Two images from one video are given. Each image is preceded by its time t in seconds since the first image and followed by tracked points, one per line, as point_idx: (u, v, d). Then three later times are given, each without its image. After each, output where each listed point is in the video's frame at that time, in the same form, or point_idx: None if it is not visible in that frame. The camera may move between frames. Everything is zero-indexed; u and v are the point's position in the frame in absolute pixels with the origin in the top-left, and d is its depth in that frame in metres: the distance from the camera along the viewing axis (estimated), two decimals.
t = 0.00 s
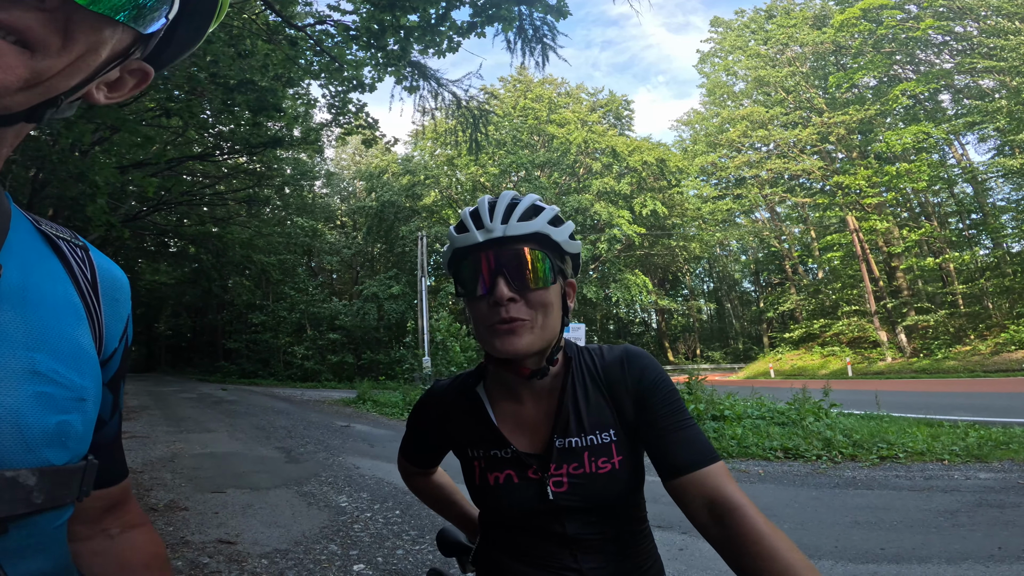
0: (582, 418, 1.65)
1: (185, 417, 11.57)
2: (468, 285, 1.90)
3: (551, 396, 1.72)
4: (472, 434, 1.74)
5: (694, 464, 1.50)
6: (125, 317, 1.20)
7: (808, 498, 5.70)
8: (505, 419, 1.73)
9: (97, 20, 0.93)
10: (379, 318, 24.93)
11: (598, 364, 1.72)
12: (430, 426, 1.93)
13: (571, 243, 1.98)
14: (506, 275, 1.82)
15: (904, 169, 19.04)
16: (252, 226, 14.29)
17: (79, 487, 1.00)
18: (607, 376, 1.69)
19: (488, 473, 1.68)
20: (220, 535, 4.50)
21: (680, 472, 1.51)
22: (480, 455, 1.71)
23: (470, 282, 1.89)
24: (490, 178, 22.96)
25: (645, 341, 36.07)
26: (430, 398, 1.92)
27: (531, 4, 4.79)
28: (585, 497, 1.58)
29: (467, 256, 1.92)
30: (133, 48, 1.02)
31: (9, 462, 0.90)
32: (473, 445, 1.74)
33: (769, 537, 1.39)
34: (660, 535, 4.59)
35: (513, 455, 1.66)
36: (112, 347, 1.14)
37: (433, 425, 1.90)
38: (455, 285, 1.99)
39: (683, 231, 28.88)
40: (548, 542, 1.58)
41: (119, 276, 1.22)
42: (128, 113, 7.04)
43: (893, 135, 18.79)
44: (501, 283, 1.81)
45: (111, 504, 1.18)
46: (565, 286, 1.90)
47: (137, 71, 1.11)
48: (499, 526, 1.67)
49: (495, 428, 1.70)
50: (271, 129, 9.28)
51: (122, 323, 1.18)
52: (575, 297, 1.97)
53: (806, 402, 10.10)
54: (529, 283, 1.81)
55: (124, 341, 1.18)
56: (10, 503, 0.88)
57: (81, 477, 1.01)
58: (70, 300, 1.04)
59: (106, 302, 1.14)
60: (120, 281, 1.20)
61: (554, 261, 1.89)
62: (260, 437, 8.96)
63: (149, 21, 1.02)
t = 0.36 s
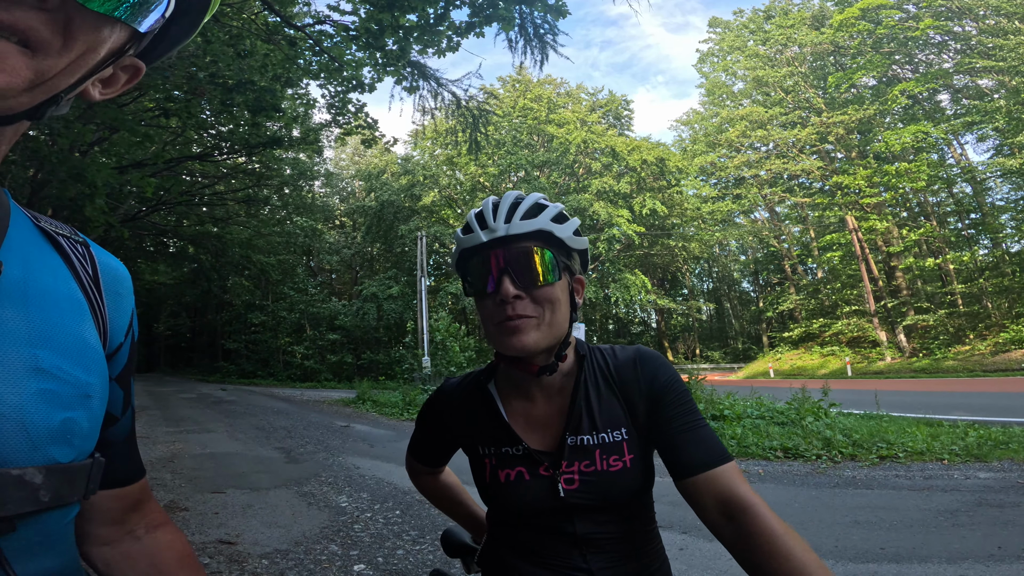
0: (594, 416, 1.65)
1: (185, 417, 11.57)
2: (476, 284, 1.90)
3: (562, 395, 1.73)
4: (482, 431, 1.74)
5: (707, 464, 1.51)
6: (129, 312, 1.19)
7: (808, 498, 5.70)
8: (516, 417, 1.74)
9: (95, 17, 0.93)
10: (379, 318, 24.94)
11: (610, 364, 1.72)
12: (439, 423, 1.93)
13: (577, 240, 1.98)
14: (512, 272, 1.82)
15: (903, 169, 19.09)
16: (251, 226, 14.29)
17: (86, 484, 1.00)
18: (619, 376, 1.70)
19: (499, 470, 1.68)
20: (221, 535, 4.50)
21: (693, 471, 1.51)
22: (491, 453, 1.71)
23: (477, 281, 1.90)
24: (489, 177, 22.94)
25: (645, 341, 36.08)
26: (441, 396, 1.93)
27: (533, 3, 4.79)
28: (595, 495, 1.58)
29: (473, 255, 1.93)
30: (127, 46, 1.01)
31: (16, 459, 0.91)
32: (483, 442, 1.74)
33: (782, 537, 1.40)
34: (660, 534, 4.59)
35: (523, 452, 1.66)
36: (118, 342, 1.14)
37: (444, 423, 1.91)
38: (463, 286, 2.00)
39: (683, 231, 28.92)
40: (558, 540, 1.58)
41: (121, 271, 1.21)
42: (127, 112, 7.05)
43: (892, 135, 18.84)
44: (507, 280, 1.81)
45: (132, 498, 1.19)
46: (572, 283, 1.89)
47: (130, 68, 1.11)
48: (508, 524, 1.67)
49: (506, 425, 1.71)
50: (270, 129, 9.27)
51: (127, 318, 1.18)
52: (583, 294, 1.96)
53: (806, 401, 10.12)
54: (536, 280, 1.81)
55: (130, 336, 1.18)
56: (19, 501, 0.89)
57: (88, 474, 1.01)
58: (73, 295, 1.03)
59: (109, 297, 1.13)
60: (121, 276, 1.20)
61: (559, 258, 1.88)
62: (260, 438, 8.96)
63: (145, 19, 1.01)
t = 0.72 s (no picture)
0: (594, 413, 1.65)
1: (185, 417, 11.56)
2: (479, 276, 1.90)
3: (562, 391, 1.73)
4: (483, 429, 1.74)
5: (709, 459, 1.51)
6: (128, 308, 1.18)
7: (809, 498, 5.70)
8: (516, 416, 1.73)
9: (105, 25, 0.99)
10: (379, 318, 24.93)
11: (609, 359, 1.72)
12: (438, 421, 1.92)
13: (581, 233, 1.97)
14: (514, 264, 1.83)
15: (903, 168, 19.10)
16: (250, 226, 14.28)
17: (86, 480, 1.00)
18: (619, 372, 1.69)
19: (500, 469, 1.67)
20: (221, 536, 4.50)
21: (695, 467, 1.51)
22: (491, 451, 1.70)
23: (479, 273, 1.90)
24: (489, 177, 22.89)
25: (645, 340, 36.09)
26: (441, 393, 1.91)
27: None
28: (595, 493, 1.58)
29: (476, 247, 1.93)
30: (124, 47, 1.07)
31: (18, 455, 0.90)
32: (483, 440, 1.73)
33: (784, 529, 1.41)
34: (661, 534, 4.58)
35: (524, 451, 1.65)
36: (116, 338, 1.13)
37: (443, 419, 1.89)
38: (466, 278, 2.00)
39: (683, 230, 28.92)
40: (558, 539, 1.57)
41: (118, 267, 1.20)
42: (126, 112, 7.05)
43: (892, 134, 18.84)
44: (509, 272, 1.81)
45: (127, 492, 1.18)
46: (574, 276, 1.88)
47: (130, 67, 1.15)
48: (510, 523, 1.66)
49: (506, 423, 1.70)
50: (270, 129, 9.26)
51: (126, 314, 1.17)
52: (586, 288, 1.96)
53: (805, 401, 10.12)
54: (538, 272, 1.81)
55: (128, 333, 1.17)
56: (17, 498, 0.87)
57: (88, 470, 1.00)
58: (73, 291, 1.03)
59: (108, 292, 1.13)
60: (120, 272, 1.19)
61: (562, 250, 1.88)
62: (260, 438, 8.95)
63: (146, 21, 1.08)
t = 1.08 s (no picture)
0: (586, 412, 1.64)
1: (185, 417, 11.56)
2: (477, 283, 1.89)
3: (555, 391, 1.72)
4: (478, 429, 1.74)
5: (699, 456, 1.51)
6: (122, 307, 1.18)
7: (809, 497, 5.70)
8: (510, 416, 1.72)
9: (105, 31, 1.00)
10: (379, 318, 24.93)
11: (600, 358, 1.72)
12: (436, 421, 1.92)
13: (578, 243, 1.99)
14: (517, 273, 1.82)
15: (903, 167, 19.14)
16: (250, 226, 14.30)
17: (80, 479, 0.99)
18: (611, 370, 1.68)
19: (495, 467, 1.67)
20: (220, 535, 4.49)
21: (686, 463, 1.51)
22: (487, 450, 1.70)
23: (478, 279, 1.88)
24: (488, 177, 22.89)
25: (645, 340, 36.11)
26: (438, 393, 1.91)
27: None
28: (588, 490, 1.57)
29: (477, 253, 1.91)
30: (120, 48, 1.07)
31: (11, 453, 0.89)
32: (479, 439, 1.73)
33: (776, 524, 1.42)
34: (661, 534, 4.58)
35: (518, 450, 1.65)
36: (111, 337, 1.13)
37: (440, 418, 1.89)
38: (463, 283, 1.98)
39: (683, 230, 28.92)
40: (553, 535, 1.57)
41: (113, 265, 1.20)
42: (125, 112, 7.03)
43: (891, 133, 18.87)
44: (512, 282, 1.81)
45: (124, 486, 1.18)
46: (572, 287, 1.90)
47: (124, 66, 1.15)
48: (506, 520, 1.66)
49: (501, 423, 1.69)
50: (269, 129, 9.25)
51: (120, 313, 1.16)
52: (580, 295, 1.98)
53: (805, 400, 10.12)
54: (540, 283, 1.81)
55: (124, 330, 1.17)
56: (11, 496, 0.87)
57: (82, 468, 0.99)
58: (67, 290, 1.03)
59: (102, 291, 1.12)
60: (115, 270, 1.19)
61: (563, 261, 1.89)
62: (260, 438, 8.95)
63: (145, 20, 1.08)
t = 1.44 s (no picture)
0: (582, 409, 1.67)
1: (184, 417, 11.54)
2: (477, 292, 1.89)
3: (553, 387, 1.74)
4: (476, 424, 1.75)
5: (689, 451, 1.53)
6: (113, 299, 1.18)
7: (809, 496, 5.70)
8: (509, 411, 1.75)
9: (103, 63, 1.03)
10: (379, 317, 24.93)
11: (597, 356, 1.75)
12: (435, 417, 1.94)
13: (574, 244, 1.99)
14: (516, 281, 1.82)
15: (903, 167, 19.17)
16: (250, 226, 14.30)
17: (74, 471, 0.98)
18: (606, 369, 1.72)
19: (493, 461, 1.68)
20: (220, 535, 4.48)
21: (676, 457, 1.53)
22: (485, 444, 1.72)
23: (478, 286, 1.88)
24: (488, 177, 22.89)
25: (645, 339, 36.11)
26: (438, 390, 1.92)
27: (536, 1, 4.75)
28: (584, 484, 1.60)
29: (477, 262, 1.91)
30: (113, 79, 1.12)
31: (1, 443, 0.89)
32: (477, 435, 1.75)
33: (760, 521, 1.41)
34: (660, 533, 4.58)
35: (516, 444, 1.67)
36: (102, 327, 1.13)
37: (440, 416, 1.91)
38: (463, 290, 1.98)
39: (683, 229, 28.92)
40: (549, 527, 1.59)
41: (100, 255, 1.20)
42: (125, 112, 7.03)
43: (891, 133, 18.90)
44: (512, 290, 1.81)
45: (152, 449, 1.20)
46: (570, 292, 1.90)
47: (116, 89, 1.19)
48: (502, 514, 1.68)
49: (500, 418, 1.71)
50: (269, 129, 9.24)
51: (111, 304, 1.17)
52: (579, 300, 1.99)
53: (805, 400, 10.12)
54: (540, 290, 1.81)
55: (115, 319, 1.17)
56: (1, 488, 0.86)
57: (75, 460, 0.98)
58: (53, 282, 1.03)
59: (90, 283, 1.12)
60: (103, 262, 1.19)
61: (560, 266, 1.89)
62: (260, 437, 8.94)
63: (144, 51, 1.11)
